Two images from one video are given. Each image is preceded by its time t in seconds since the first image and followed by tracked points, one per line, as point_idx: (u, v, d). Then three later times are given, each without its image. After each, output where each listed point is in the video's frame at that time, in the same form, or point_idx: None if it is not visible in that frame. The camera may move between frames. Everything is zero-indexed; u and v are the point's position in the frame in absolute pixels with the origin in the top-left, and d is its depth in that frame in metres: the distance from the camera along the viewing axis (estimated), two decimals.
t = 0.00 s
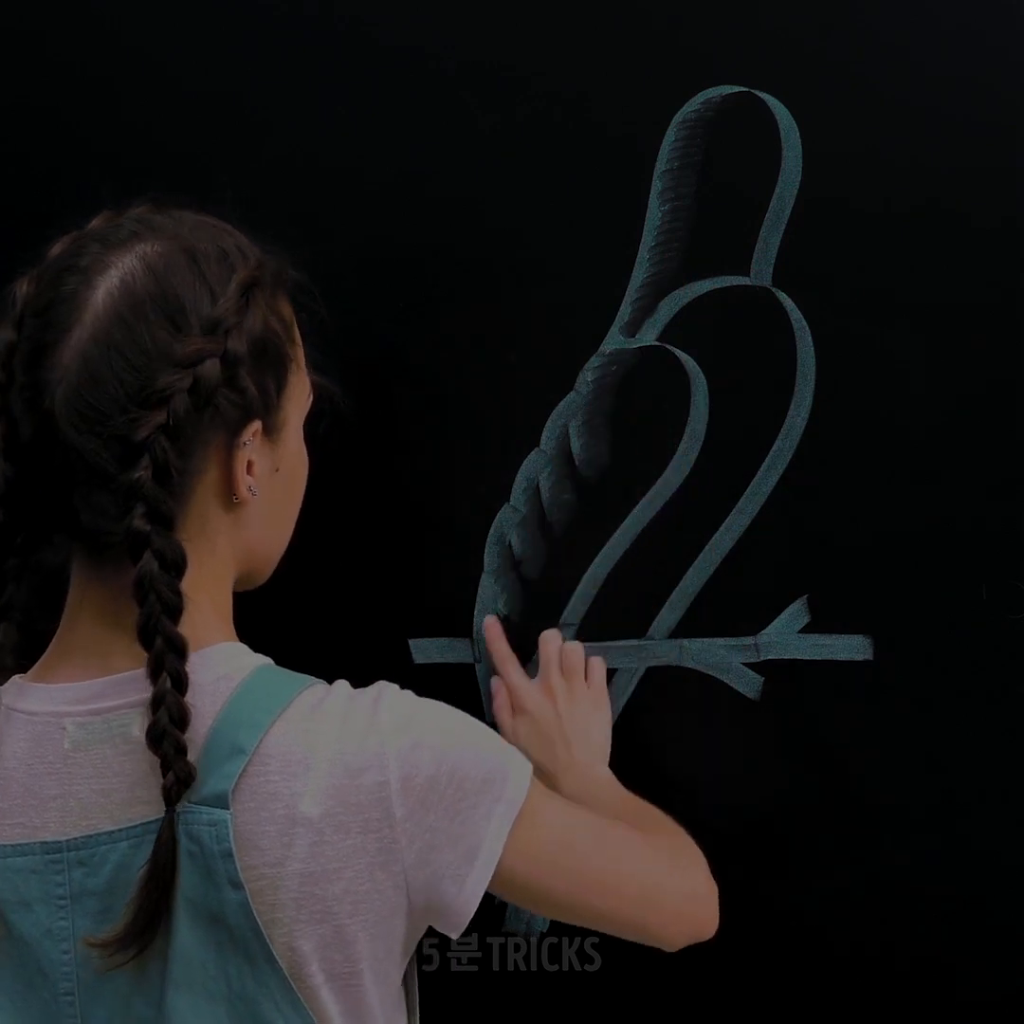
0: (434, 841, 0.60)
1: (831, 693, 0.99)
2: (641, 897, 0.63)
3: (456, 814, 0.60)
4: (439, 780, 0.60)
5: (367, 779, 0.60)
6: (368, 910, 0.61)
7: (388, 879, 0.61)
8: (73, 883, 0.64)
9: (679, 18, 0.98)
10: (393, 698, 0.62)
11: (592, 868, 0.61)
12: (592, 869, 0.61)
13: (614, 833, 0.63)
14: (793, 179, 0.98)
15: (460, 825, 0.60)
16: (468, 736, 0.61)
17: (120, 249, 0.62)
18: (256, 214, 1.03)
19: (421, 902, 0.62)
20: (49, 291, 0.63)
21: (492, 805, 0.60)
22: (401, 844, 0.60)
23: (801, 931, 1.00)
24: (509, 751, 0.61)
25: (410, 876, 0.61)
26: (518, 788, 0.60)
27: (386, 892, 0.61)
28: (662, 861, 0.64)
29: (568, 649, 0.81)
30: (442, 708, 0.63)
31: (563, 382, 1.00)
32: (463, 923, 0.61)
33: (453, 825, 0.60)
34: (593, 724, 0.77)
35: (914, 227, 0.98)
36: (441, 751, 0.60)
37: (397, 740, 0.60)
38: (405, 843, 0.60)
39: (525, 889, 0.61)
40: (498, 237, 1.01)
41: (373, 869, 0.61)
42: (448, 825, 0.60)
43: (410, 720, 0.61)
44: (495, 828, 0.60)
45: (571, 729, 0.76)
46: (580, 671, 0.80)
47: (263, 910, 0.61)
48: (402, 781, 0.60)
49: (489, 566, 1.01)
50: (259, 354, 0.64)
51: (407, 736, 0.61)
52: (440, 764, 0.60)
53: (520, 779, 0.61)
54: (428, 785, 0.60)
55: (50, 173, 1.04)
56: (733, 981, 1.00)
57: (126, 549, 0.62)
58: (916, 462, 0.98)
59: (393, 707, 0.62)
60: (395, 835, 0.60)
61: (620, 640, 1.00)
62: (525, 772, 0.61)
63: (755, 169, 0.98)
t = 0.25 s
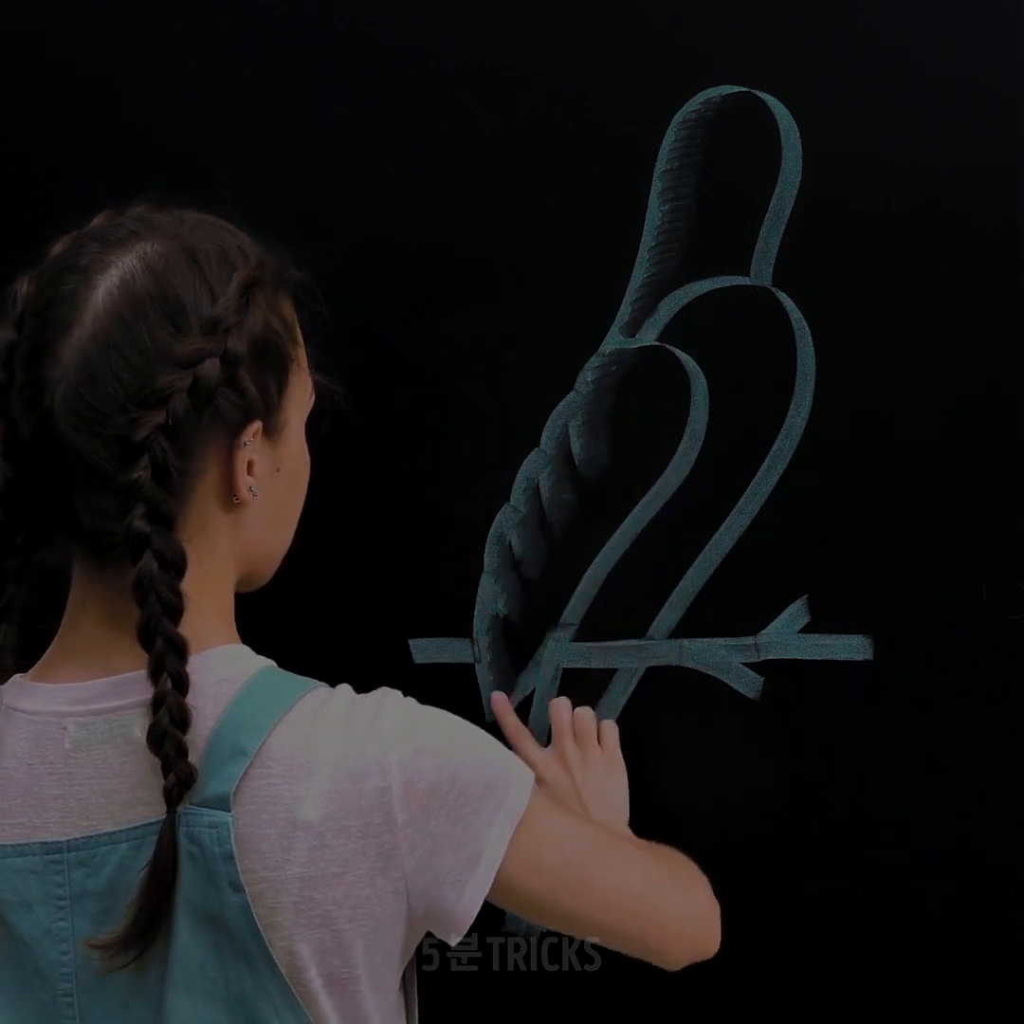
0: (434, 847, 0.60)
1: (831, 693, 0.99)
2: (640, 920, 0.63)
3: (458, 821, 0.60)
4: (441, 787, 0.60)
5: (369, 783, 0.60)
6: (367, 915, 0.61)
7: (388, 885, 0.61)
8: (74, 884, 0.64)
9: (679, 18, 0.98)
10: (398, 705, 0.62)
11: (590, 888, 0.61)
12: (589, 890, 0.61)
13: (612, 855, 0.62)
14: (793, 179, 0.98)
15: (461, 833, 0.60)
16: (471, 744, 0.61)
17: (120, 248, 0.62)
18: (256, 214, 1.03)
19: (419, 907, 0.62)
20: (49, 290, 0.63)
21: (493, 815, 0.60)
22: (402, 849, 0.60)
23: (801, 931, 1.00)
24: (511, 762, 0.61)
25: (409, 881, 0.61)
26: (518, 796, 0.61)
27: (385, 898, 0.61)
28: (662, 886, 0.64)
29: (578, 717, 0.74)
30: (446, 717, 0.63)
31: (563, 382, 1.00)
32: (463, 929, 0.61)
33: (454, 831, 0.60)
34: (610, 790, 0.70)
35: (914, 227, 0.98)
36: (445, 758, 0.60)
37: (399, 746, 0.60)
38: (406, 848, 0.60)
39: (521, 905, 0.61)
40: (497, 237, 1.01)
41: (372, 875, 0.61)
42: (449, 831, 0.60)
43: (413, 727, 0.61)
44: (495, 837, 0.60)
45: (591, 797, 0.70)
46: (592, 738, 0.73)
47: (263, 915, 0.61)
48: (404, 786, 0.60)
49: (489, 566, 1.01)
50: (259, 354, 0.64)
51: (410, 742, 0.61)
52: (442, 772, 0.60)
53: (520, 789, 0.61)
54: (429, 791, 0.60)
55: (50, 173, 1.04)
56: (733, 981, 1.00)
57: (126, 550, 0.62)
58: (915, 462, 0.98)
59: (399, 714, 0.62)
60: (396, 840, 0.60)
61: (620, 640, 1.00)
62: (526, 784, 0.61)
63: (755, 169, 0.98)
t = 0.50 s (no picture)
0: (436, 852, 0.60)
1: (831, 693, 0.99)
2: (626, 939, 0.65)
3: (459, 831, 0.60)
4: (443, 792, 0.60)
5: (374, 785, 0.60)
6: (370, 915, 0.61)
7: (391, 885, 0.61)
8: (78, 883, 0.64)
9: (679, 18, 0.98)
10: (404, 710, 0.63)
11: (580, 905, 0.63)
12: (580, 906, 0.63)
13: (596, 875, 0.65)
14: (793, 179, 0.98)
15: (461, 844, 0.60)
16: (474, 752, 0.62)
17: (113, 253, 0.63)
18: (256, 214, 1.03)
19: (420, 909, 0.62)
20: (44, 296, 0.63)
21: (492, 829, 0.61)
22: (404, 852, 0.60)
23: (801, 930, 1.00)
24: (511, 782, 0.62)
25: (412, 883, 0.61)
26: (518, 810, 0.62)
27: (387, 900, 0.61)
28: (643, 913, 0.66)
29: (623, 667, 0.82)
30: (451, 725, 0.63)
31: (563, 382, 1.00)
32: (463, 933, 0.61)
33: (455, 837, 0.60)
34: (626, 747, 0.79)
35: (914, 227, 0.98)
36: (448, 764, 0.61)
37: (404, 751, 0.60)
38: (408, 851, 0.60)
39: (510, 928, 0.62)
40: (497, 237, 1.01)
41: (375, 876, 0.61)
42: (451, 836, 0.60)
43: (418, 732, 0.61)
44: (493, 853, 0.60)
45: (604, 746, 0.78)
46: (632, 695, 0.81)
47: (267, 914, 0.61)
48: (408, 790, 0.60)
49: (489, 566, 1.01)
50: (252, 356, 0.63)
51: (416, 747, 0.61)
52: (445, 779, 0.60)
53: (520, 807, 0.62)
54: (433, 798, 0.60)
55: (50, 173, 1.04)
56: (732, 981, 1.00)
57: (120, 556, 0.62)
58: (915, 462, 0.98)
59: (404, 718, 0.62)
60: (399, 843, 0.60)
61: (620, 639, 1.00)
62: (525, 801, 0.62)
63: (755, 169, 0.98)
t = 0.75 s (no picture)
0: (444, 850, 0.60)
1: (831, 693, 0.99)
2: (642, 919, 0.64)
3: (467, 829, 0.60)
4: (452, 789, 0.60)
5: (383, 782, 0.60)
6: (378, 912, 0.61)
7: (399, 882, 0.61)
8: (86, 881, 0.64)
9: (679, 18, 0.98)
10: (411, 708, 0.63)
11: (589, 896, 0.63)
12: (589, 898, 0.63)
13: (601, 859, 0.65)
14: (793, 179, 0.98)
15: (468, 839, 0.60)
16: (480, 748, 0.62)
17: (114, 258, 0.63)
18: (256, 214, 1.03)
19: (428, 905, 0.62)
20: (47, 302, 0.63)
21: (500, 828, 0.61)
22: (412, 849, 0.60)
23: (801, 930, 1.00)
24: (518, 779, 0.63)
25: (419, 880, 0.61)
26: (524, 804, 0.62)
27: (395, 897, 0.61)
28: (655, 891, 0.66)
29: (663, 609, 0.89)
30: (457, 719, 0.63)
31: (563, 382, 1.00)
32: (472, 931, 0.61)
33: (463, 835, 0.60)
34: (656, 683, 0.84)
35: (914, 227, 0.98)
36: (456, 761, 0.61)
37: (413, 747, 0.60)
38: (416, 848, 0.60)
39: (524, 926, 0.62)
40: (498, 237, 1.01)
41: (383, 874, 0.61)
42: (458, 834, 0.60)
43: (426, 728, 0.62)
44: (501, 848, 0.61)
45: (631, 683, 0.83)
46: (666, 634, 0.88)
47: (276, 912, 0.61)
48: (416, 787, 0.60)
49: (489, 566, 1.01)
50: (253, 360, 0.63)
51: (424, 744, 0.61)
52: (453, 775, 0.61)
53: (526, 805, 0.62)
54: (441, 794, 0.60)
55: (50, 173, 1.04)
56: (733, 981, 1.00)
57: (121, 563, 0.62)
58: (915, 462, 0.98)
59: (412, 716, 0.62)
60: (407, 840, 0.60)
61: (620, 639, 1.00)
62: (531, 796, 0.63)
63: (755, 169, 0.98)
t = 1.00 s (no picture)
0: (457, 843, 0.60)
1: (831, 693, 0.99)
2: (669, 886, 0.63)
3: (480, 818, 0.60)
4: (465, 782, 0.60)
5: (395, 776, 0.60)
6: (393, 905, 0.61)
7: (413, 876, 0.61)
8: (102, 877, 0.64)
9: (679, 18, 0.98)
10: (424, 702, 0.62)
11: (613, 867, 0.62)
12: (613, 869, 0.62)
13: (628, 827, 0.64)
14: (793, 179, 0.98)
15: (482, 830, 0.60)
16: (494, 738, 0.62)
17: (116, 260, 0.63)
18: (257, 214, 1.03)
19: (442, 899, 0.62)
20: (54, 305, 0.64)
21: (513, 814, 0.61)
22: (426, 842, 0.60)
23: (801, 930, 1.00)
24: (532, 764, 0.62)
25: (434, 873, 0.61)
26: (539, 790, 0.61)
27: (409, 891, 0.61)
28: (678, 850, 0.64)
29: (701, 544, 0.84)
30: (469, 710, 0.63)
31: (563, 382, 1.00)
32: (485, 922, 0.61)
33: (476, 826, 0.60)
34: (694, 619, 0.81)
35: (913, 227, 0.98)
36: (470, 753, 0.61)
37: (426, 740, 0.60)
38: (430, 841, 0.60)
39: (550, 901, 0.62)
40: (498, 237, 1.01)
41: (398, 867, 0.61)
42: (471, 826, 0.60)
43: (439, 721, 0.61)
44: (515, 837, 0.60)
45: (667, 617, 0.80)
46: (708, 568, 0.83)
47: (291, 907, 0.61)
48: (430, 780, 0.60)
49: (489, 566, 1.02)
50: (258, 355, 0.63)
51: (437, 737, 0.61)
52: (467, 766, 0.60)
53: (541, 787, 0.61)
54: (455, 787, 0.60)
55: (50, 173, 1.04)
56: (733, 981, 1.00)
57: (130, 564, 0.63)
58: (915, 462, 0.98)
59: (426, 710, 0.62)
60: (420, 833, 0.60)
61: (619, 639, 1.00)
62: (546, 781, 0.62)
63: (755, 169, 0.98)
